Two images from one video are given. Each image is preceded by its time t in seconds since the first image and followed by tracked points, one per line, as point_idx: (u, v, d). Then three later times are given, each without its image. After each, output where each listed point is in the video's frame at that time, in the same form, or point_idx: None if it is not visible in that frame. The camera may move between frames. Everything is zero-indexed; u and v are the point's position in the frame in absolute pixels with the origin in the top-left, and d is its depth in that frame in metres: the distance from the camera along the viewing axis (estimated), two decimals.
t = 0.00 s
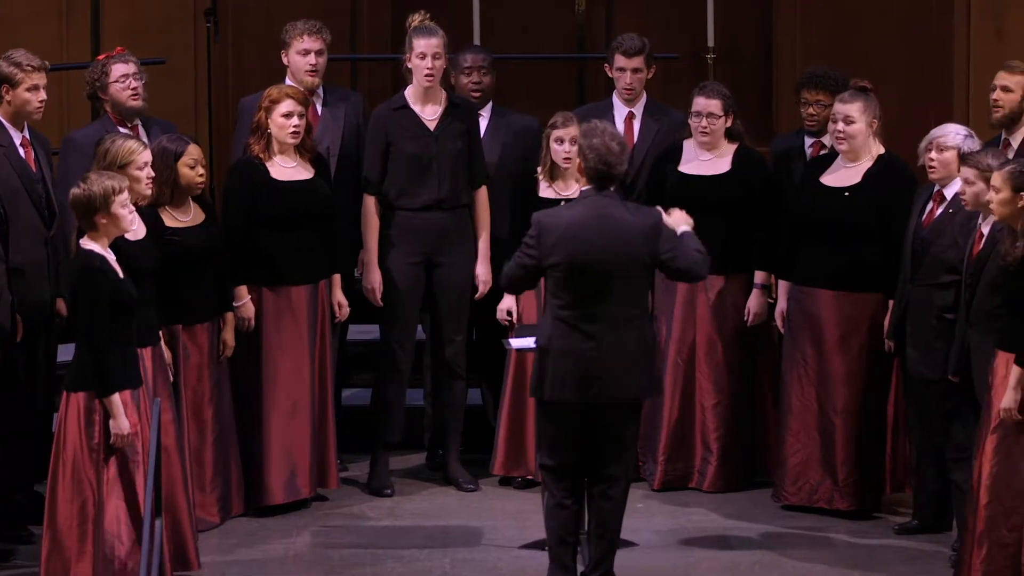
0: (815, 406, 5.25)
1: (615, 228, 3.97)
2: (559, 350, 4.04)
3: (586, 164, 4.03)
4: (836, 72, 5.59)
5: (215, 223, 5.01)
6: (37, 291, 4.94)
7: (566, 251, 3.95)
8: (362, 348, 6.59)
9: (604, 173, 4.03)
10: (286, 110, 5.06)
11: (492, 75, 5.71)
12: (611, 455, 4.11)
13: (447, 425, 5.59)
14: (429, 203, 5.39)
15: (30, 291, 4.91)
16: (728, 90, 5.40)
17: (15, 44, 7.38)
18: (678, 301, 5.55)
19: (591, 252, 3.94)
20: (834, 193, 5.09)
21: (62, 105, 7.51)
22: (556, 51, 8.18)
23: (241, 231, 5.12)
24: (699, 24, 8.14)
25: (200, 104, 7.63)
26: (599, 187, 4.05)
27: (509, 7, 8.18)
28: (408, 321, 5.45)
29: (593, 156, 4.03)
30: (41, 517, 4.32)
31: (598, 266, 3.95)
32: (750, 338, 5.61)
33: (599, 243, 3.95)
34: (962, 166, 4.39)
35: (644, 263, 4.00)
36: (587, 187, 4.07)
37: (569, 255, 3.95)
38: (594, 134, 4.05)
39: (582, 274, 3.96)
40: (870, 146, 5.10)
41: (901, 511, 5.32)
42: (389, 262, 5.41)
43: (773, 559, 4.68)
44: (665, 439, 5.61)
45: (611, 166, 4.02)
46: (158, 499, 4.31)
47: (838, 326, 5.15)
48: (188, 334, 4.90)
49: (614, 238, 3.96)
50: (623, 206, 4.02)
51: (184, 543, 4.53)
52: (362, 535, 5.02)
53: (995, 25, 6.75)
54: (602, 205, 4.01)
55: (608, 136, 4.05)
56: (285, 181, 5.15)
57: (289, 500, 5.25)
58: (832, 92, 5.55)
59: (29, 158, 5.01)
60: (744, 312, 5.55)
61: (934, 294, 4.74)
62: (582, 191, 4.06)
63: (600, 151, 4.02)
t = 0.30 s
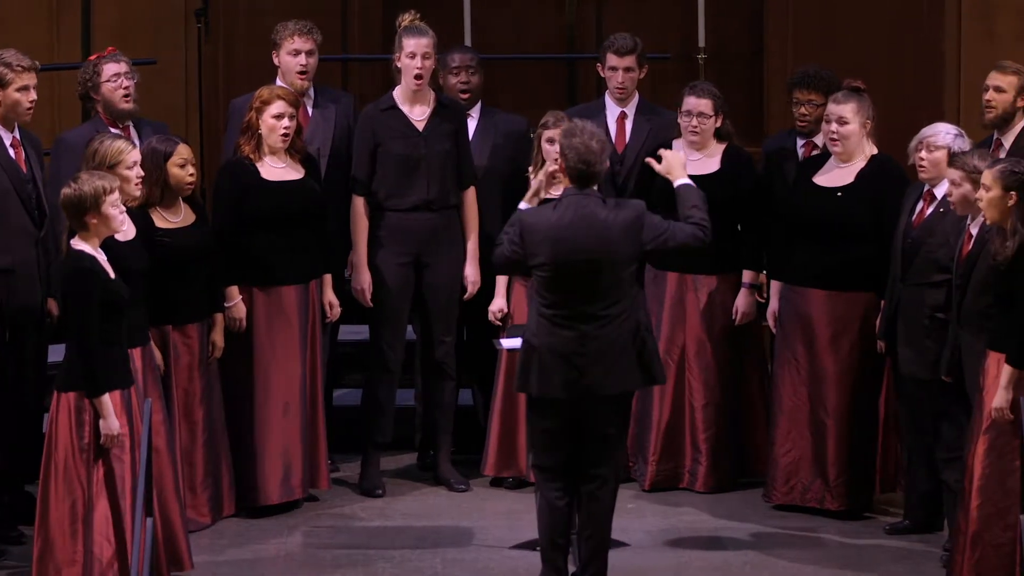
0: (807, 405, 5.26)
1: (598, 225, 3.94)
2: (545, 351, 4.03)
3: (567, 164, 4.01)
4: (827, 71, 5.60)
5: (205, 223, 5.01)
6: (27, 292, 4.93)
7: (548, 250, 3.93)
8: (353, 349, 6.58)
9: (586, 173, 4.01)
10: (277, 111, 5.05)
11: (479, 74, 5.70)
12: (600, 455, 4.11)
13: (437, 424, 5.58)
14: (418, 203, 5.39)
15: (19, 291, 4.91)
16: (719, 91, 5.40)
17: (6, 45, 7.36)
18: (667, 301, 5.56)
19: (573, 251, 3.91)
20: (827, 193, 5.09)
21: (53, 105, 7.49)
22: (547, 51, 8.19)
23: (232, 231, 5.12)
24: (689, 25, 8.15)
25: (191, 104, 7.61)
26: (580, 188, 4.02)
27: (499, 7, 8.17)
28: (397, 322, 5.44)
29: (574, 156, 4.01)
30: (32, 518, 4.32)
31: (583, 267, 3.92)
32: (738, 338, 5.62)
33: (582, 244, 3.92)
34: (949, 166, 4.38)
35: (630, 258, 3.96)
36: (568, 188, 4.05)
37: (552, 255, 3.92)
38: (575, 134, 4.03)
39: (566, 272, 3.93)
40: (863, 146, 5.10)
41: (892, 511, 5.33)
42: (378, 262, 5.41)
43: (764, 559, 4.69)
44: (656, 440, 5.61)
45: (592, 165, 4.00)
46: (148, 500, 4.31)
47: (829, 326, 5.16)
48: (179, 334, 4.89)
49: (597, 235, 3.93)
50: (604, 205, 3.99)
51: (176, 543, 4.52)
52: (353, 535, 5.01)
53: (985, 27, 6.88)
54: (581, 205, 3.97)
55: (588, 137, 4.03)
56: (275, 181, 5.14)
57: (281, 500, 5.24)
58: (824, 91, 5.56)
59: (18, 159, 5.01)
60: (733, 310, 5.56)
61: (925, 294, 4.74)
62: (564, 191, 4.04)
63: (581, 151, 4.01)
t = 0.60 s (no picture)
0: (799, 405, 5.27)
1: (585, 226, 3.95)
2: (534, 353, 4.02)
3: (551, 165, 4.02)
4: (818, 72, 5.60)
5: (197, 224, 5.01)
6: (19, 293, 4.93)
7: (536, 252, 3.93)
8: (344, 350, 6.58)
9: (570, 174, 4.02)
10: (268, 111, 5.06)
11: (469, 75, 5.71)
12: (589, 455, 4.11)
13: (428, 424, 5.58)
14: (408, 204, 5.38)
15: (10, 292, 4.90)
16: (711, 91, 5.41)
17: None
18: (658, 301, 5.56)
19: (561, 252, 3.92)
20: (821, 193, 5.10)
21: (45, 105, 7.48)
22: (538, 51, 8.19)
23: (223, 231, 5.11)
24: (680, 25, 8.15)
25: (182, 104, 7.61)
26: (563, 188, 4.04)
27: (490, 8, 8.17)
28: (388, 322, 5.44)
29: (557, 158, 4.02)
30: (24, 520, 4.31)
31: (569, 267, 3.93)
32: (728, 339, 5.62)
33: (569, 245, 3.93)
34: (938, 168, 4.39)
35: (617, 258, 3.98)
36: (552, 188, 4.06)
37: (540, 256, 3.93)
38: (556, 135, 4.04)
39: (554, 273, 3.93)
40: (857, 147, 5.11)
41: (883, 511, 5.33)
42: (368, 262, 5.40)
43: (756, 559, 4.69)
44: (648, 440, 5.61)
45: (575, 167, 4.01)
46: (140, 501, 4.30)
47: (821, 327, 5.16)
48: (170, 334, 4.89)
49: (584, 236, 3.94)
50: (589, 206, 4.00)
51: (169, 543, 4.52)
52: (344, 536, 5.01)
53: (977, 23, 6.84)
54: (568, 206, 3.98)
55: (568, 137, 4.04)
56: (266, 181, 5.13)
57: (272, 501, 5.23)
58: (816, 92, 5.55)
59: (10, 159, 5.00)
60: (723, 310, 5.56)
61: (917, 294, 4.74)
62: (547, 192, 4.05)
63: (563, 152, 4.01)
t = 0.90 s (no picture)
0: (792, 405, 5.28)
1: (573, 225, 3.95)
2: (526, 354, 4.01)
3: (532, 167, 4.02)
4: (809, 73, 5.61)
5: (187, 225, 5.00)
6: (10, 293, 4.92)
7: (527, 253, 3.92)
8: (337, 350, 6.58)
9: (552, 173, 4.02)
10: (258, 112, 5.04)
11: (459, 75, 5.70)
12: (579, 455, 4.10)
13: (419, 425, 5.57)
14: (398, 204, 5.38)
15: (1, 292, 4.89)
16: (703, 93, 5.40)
17: None
18: (649, 301, 5.56)
19: (552, 252, 3.91)
20: (816, 194, 5.09)
21: (36, 105, 7.46)
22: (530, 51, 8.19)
23: (214, 231, 5.10)
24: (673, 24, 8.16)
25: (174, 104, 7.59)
26: (547, 188, 4.03)
27: (482, 8, 8.16)
28: (379, 323, 5.43)
29: (538, 159, 4.02)
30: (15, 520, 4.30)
31: (561, 269, 3.93)
32: (720, 339, 5.62)
33: (559, 246, 3.92)
34: (931, 168, 4.36)
35: (605, 256, 3.99)
36: (536, 189, 4.05)
37: (531, 257, 3.91)
38: (535, 137, 4.04)
39: (546, 274, 3.92)
40: (850, 147, 5.11)
41: (875, 511, 5.33)
42: (358, 263, 5.39)
43: (748, 560, 4.69)
44: (639, 440, 5.61)
45: (558, 167, 4.01)
46: (132, 503, 4.30)
47: (815, 327, 5.17)
48: (162, 334, 4.88)
49: (573, 235, 3.94)
50: (576, 206, 4.00)
51: (160, 543, 4.53)
52: (336, 537, 5.00)
53: (968, 30, 7.08)
54: (555, 207, 3.98)
55: (548, 136, 4.04)
56: (259, 182, 5.12)
57: (262, 501, 5.22)
58: (809, 94, 5.55)
59: None
60: (715, 310, 5.56)
61: (910, 295, 4.74)
62: (532, 194, 4.05)
63: (544, 152, 4.02)
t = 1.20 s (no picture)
0: (785, 405, 5.28)
1: (554, 225, 3.93)
2: (512, 355, 4.00)
3: (509, 169, 3.98)
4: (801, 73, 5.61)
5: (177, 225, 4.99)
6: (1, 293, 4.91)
7: (510, 257, 3.90)
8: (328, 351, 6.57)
9: (528, 173, 3.98)
10: (247, 111, 5.03)
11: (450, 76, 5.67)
12: (569, 455, 4.10)
13: (410, 426, 5.57)
14: (388, 204, 5.37)
15: None
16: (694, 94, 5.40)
17: None
18: (640, 302, 5.55)
19: (535, 254, 3.90)
20: (808, 195, 5.10)
21: (27, 106, 7.45)
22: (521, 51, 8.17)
23: (204, 230, 5.09)
24: (664, 24, 8.16)
25: (166, 105, 7.58)
26: (525, 188, 4.00)
27: (473, 8, 8.16)
28: (369, 324, 5.43)
29: (514, 159, 3.97)
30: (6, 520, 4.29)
31: (545, 271, 3.91)
32: (710, 339, 5.63)
33: (542, 248, 3.90)
34: (926, 167, 4.36)
35: (587, 254, 3.98)
36: (514, 190, 4.02)
37: (515, 260, 3.89)
38: (509, 137, 3.99)
39: (531, 276, 3.91)
40: (843, 147, 5.11)
41: (867, 511, 5.34)
42: (349, 264, 5.39)
43: (740, 560, 4.70)
44: (630, 440, 5.61)
45: (533, 167, 3.97)
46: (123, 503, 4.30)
47: (807, 327, 5.17)
48: (152, 334, 4.87)
49: (554, 235, 3.93)
50: (554, 205, 3.98)
51: (150, 544, 4.51)
52: (327, 537, 4.99)
53: (962, 31, 7.07)
54: (534, 207, 3.95)
55: (522, 136, 3.99)
56: (249, 182, 5.12)
57: (253, 502, 5.21)
58: (801, 93, 5.56)
59: None
60: (698, 312, 5.56)
61: (902, 295, 4.74)
62: (510, 195, 4.02)
63: (519, 152, 3.97)
